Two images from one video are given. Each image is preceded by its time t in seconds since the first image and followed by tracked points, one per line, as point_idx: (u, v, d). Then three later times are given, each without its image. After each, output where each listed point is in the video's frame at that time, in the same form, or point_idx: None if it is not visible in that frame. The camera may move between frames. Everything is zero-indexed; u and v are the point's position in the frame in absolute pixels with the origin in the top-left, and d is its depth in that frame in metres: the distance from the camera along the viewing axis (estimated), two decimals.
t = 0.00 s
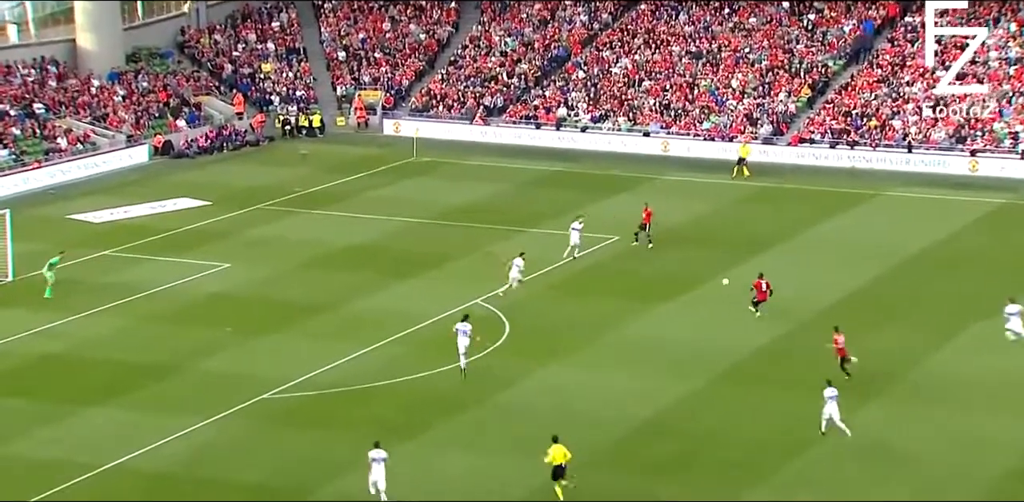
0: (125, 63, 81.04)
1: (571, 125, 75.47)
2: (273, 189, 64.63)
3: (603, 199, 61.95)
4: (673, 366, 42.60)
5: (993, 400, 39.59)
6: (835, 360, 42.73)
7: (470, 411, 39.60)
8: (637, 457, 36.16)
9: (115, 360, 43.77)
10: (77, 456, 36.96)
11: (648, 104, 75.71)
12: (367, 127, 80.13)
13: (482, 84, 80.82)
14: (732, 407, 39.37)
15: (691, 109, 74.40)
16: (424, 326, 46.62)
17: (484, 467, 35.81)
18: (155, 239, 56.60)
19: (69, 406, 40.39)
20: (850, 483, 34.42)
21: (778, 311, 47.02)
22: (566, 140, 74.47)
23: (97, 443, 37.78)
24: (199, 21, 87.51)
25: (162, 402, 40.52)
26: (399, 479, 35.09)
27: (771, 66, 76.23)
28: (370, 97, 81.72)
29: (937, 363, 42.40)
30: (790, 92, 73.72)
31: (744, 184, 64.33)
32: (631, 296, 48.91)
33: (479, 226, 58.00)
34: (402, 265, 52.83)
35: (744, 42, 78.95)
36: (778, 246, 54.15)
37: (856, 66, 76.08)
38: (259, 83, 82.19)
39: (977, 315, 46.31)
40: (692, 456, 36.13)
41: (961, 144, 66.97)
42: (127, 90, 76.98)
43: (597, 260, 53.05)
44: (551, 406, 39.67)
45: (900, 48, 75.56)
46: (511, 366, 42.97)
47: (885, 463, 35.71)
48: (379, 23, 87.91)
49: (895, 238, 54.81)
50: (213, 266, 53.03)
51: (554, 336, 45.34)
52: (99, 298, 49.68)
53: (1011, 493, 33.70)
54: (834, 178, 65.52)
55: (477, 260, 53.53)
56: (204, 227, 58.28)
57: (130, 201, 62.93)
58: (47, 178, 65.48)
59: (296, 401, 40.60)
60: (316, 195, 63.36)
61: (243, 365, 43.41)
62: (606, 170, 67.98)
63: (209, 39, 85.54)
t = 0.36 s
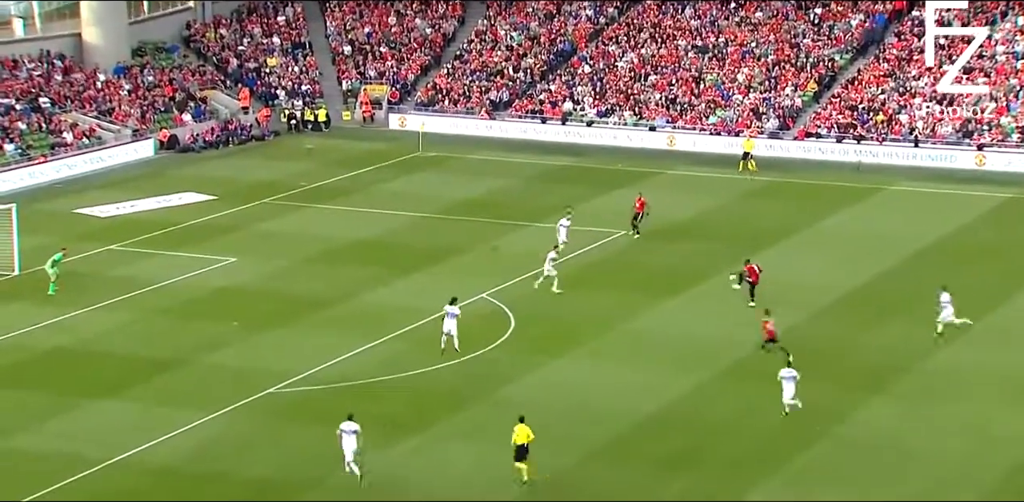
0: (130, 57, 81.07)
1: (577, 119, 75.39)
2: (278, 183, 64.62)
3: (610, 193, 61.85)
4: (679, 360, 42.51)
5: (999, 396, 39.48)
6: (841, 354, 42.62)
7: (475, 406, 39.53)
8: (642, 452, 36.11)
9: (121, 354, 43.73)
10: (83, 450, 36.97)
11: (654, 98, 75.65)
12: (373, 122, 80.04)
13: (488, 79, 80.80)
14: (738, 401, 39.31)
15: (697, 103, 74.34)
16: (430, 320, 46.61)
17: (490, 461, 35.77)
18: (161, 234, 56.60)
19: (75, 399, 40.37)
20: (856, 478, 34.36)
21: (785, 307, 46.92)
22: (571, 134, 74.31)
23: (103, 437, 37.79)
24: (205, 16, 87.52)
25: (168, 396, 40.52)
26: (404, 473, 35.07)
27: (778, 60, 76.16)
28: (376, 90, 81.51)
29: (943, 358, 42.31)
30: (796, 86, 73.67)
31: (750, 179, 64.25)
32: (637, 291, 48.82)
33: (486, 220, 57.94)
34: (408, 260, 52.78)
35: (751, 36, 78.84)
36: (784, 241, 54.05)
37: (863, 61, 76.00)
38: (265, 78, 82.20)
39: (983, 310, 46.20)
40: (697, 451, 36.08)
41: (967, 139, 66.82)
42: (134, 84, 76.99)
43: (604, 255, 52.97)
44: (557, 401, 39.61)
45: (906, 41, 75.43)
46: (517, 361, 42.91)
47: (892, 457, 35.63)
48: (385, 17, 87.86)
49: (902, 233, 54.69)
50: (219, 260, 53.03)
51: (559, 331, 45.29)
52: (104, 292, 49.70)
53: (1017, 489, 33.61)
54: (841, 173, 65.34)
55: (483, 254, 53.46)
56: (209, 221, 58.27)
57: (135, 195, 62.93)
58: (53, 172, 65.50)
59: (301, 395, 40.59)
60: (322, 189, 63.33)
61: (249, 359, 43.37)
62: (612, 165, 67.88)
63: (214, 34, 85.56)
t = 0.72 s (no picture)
0: (131, 49, 81.04)
1: (578, 112, 75.37)
2: (279, 175, 64.59)
3: (611, 186, 61.81)
4: (680, 353, 42.50)
5: (999, 389, 39.48)
6: (842, 347, 42.62)
7: (476, 398, 39.55)
8: (642, 444, 36.13)
9: (121, 346, 43.74)
10: (84, 442, 37.01)
11: (655, 91, 75.62)
12: (374, 114, 79.95)
13: (489, 71, 80.74)
14: (738, 393, 39.35)
15: (698, 95, 74.32)
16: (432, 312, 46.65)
17: (490, 453, 35.79)
18: (162, 226, 56.60)
19: (76, 391, 40.39)
20: (856, 472, 34.38)
21: (786, 299, 46.90)
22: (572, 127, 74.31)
23: (105, 429, 37.82)
24: (206, 9, 87.48)
25: (169, 388, 40.54)
26: (404, 466, 35.10)
27: (779, 52, 76.11)
28: (377, 83, 81.66)
29: (945, 350, 42.30)
30: (797, 78, 73.66)
31: (750, 171, 64.28)
32: (638, 284, 48.80)
33: (487, 213, 57.92)
34: (409, 253, 52.77)
35: (752, 28, 78.75)
36: (786, 234, 54.03)
37: (864, 52, 75.93)
38: (265, 70, 82.15)
39: (983, 303, 46.20)
40: (697, 443, 36.10)
41: (969, 131, 66.82)
42: (134, 77, 76.99)
43: (604, 247, 52.94)
44: (558, 394, 39.62)
45: (908, 33, 75.31)
46: (517, 354, 42.91)
47: (891, 450, 35.65)
48: (387, 9, 87.77)
49: (903, 226, 54.65)
50: (220, 253, 53.04)
51: (561, 324, 45.28)
52: (105, 284, 49.70)
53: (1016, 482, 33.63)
54: (842, 165, 65.35)
55: (483, 247, 53.44)
56: (210, 214, 58.25)
57: (136, 188, 62.92)
58: (54, 164, 65.46)
59: (303, 387, 40.62)
60: (323, 182, 63.31)
61: (249, 351, 43.37)
62: (612, 157, 67.88)
63: (215, 26, 85.50)
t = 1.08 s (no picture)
0: (131, 43, 80.99)
1: (578, 106, 75.38)
2: (279, 170, 64.56)
3: (611, 180, 61.79)
4: (681, 347, 42.52)
5: (1000, 383, 39.51)
6: (843, 341, 42.64)
7: (477, 392, 39.57)
8: (643, 438, 36.16)
9: (122, 340, 43.73)
10: (84, 436, 37.01)
11: (655, 85, 75.61)
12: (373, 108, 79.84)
13: (489, 65, 80.71)
14: (738, 388, 39.35)
15: (698, 90, 74.30)
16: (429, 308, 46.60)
17: (490, 448, 35.83)
18: (161, 220, 56.58)
19: (76, 385, 40.39)
20: (856, 466, 34.43)
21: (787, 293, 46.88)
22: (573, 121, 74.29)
23: (105, 423, 37.82)
24: (206, 4, 87.42)
25: (169, 382, 40.54)
26: (405, 460, 35.13)
27: (779, 46, 76.10)
28: (376, 78, 81.55)
29: (945, 344, 42.32)
30: (797, 72, 73.66)
31: (750, 165, 64.30)
32: (639, 278, 48.80)
33: (488, 207, 57.91)
34: (409, 247, 52.77)
35: (752, 23, 78.72)
36: (786, 228, 54.02)
37: (864, 46, 75.93)
38: (265, 64, 82.10)
39: (983, 298, 46.19)
40: (697, 438, 36.09)
41: (969, 125, 66.89)
42: (134, 71, 76.97)
43: (605, 242, 52.95)
44: (558, 388, 39.64)
45: (908, 27, 75.31)
46: (518, 347, 42.93)
47: (892, 444, 35.69)
48: (386, 3, 87.72)
49: (903, 220, 54.67)
50: (220, 247, 53.02)
51: (561, 318, 45.27)
52: (104, 278, 49.67)
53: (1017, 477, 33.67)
54: (842, 159, 65.37)
55: (484, 241, 53.45)
56: (210, 208, 58.23)
57: (136, 182, 62.89)
58: (53, 158, 65.45)
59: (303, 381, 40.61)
60: (323, 176, 63.29)
61: (250, 345, 43.38)
62: (613, 151, 67.87)
63: (215, 20, 85.45)
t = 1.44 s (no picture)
0: (133, 42, 80.97)
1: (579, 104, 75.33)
2: (281, 168, 64.57)
3: (613, 178, 61.76)
4: (682, 345, 42.51)
5: (1002, 381, 39.48)
6: (845, 339, 42.64)
7: (477, 390, 39.59)
8: (645, 437, 36.17)
9: (124, 338, 43.72)
10: (85, 435, 37.03)
11: (656, 83, 75.58)
12: (375, 106, 80.13)
13: (491, 63, 80.68)
14: (740, 387, 39.32)
15: (699, 88, 74.26)
16: (432, 305, 46.63)
17: (492, 446, 35.84)
18: (163, 219, 56.59)
19: (78, 383, 40.39)
20: (857, 464, 34.42)
21: (788, 292, 46.86)
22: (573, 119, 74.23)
23: (106, 421, 37.84)
24: (208, 2, 87.43)
25: (170, 380, 40.57)
26: (406, 458, 35.15)
27: (780, 44, 76.05)
28: (379, 76, 81.51)
29: (946, 343, 42.29)
30: (799, 71, 73.64)
31: (751, 163, 64.28)
32: (639, 277, 48.74)
33: (489, 205, 57.90)
34: (410, 245, 52.79)
35: (754, 21, 78.66)
36: (787, 226, 54.01)
37: (866, 44, 75.88)
38: (266, 62, 82.08)
39: (985, 296, 46.12)
40: (697, 437, 36.06)
41: (971, 123, 66.89)
42: (135, 69, 76.98)
43: (606, 240, 52.95)
44: (560, 386, 39.64)
45: (910, 26, 75.24)
46: (519, 345, 42.95)
47: (893, 443, 35.67)
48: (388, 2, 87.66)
49: (906, 218, 54.65)
50: (221, 245, 53.02)
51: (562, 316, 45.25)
52: (106, 276, 49.70)
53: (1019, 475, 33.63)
54: (843, 157, 65.33)
55: (485, 239, 53.45)
56: (212, 206, 58.25)
57: (138, 180, 62.93)
58: (55, 156, 65.52)
59: (303, 380, 40.65)
60: (325, 174, 63.30)
61: (251, 343, 43.40)
62: (613, 150, 67.81)
63: (216, 18, 85.45)
